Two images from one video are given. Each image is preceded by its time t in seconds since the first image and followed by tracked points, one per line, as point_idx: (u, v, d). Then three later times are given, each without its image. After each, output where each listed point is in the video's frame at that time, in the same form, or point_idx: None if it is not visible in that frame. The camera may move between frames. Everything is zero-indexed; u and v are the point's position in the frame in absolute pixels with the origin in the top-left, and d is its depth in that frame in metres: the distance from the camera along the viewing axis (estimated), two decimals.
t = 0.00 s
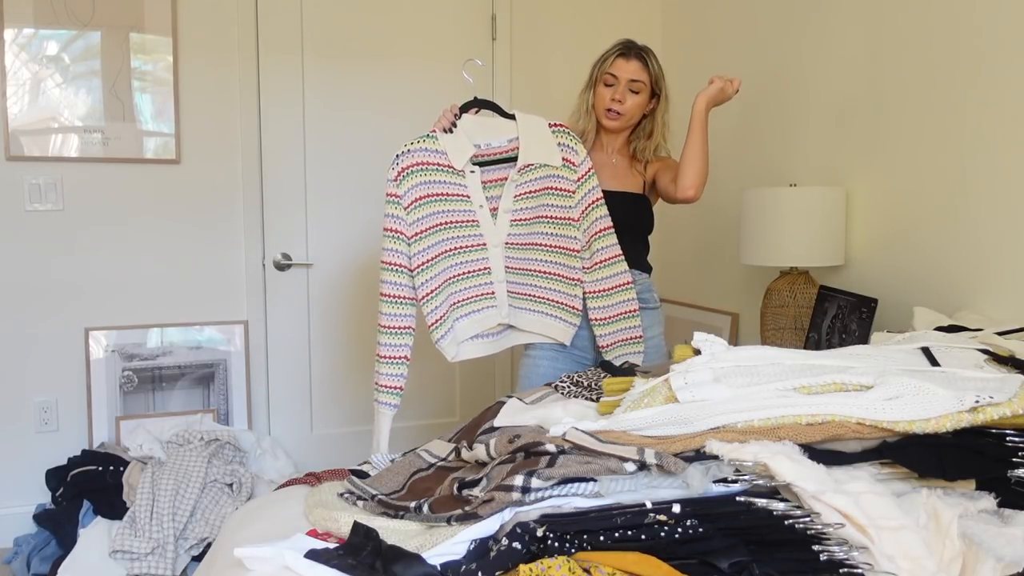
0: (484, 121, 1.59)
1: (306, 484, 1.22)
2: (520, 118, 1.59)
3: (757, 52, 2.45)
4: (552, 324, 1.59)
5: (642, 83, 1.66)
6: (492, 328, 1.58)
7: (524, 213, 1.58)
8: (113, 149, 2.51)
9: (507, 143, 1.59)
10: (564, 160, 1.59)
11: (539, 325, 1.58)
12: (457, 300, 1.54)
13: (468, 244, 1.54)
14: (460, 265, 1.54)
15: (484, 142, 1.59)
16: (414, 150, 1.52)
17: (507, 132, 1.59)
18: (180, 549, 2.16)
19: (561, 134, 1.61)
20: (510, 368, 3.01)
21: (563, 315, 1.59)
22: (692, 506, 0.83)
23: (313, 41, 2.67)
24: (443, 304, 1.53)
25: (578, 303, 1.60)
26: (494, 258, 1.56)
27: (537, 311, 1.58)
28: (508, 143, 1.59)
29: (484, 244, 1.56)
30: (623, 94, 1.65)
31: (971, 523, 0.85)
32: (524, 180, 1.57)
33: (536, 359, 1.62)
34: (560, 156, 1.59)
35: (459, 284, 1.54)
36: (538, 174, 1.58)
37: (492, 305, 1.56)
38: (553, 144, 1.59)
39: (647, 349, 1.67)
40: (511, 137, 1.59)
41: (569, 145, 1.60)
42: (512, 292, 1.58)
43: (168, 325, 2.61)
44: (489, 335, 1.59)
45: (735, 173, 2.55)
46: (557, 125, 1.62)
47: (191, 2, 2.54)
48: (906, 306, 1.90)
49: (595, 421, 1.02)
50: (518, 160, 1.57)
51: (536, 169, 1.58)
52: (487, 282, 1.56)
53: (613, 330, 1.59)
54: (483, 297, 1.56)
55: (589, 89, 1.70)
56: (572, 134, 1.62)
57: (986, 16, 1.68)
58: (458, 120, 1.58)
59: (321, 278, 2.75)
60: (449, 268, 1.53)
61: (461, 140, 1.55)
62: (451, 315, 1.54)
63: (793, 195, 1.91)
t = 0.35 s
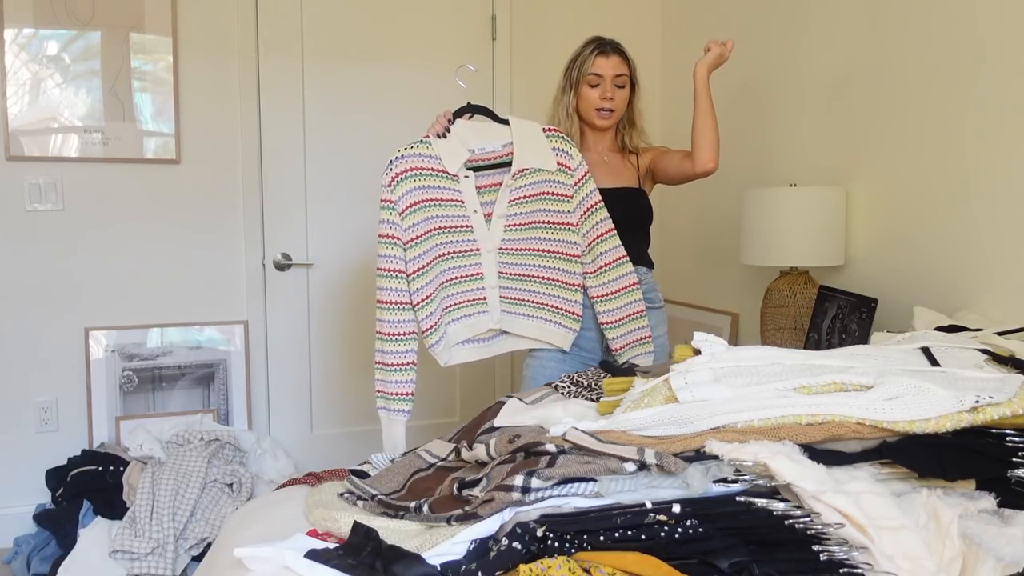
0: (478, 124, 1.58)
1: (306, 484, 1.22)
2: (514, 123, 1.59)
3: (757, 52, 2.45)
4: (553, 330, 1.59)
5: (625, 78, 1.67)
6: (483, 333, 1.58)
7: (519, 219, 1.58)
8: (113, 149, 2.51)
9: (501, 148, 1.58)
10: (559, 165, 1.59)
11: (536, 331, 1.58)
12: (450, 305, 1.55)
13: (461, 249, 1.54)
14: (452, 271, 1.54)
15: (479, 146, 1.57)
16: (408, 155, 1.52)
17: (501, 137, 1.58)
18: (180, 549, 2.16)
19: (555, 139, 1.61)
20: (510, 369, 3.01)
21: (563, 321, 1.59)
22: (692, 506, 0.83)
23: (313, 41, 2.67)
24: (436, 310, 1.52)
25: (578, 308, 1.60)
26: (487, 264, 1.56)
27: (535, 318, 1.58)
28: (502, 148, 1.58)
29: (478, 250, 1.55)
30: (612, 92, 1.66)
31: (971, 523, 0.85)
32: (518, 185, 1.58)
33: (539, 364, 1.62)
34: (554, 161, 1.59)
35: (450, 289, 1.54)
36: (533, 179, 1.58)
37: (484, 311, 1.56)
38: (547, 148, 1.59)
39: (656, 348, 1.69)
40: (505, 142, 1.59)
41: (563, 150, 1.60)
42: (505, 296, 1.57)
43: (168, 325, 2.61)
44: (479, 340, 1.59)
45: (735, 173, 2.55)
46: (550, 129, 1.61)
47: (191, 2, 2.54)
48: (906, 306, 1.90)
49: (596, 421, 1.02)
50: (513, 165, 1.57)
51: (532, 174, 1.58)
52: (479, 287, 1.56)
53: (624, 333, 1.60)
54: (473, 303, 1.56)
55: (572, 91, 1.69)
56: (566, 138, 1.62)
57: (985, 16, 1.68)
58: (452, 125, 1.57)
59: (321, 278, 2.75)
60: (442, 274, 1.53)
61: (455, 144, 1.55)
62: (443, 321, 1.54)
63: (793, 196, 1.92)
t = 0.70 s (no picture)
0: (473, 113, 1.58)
1: (306, 484, 1.22)
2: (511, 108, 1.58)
3: (757, 52, 2.45)
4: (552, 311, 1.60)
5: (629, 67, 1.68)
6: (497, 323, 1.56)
7: (521, 203, 1.57)
8: (113, 149, 2.51)
9: (498, 135, 1.58)
10: (558, 146, 1.59)
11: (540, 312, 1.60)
12: (460, 299, 1.53)
13: (467, 241, 1.53)
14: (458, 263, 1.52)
15: (476, 135, 1.57)
16: (407, 151, 1.53)
17: (497, 123, 1.58)
18: (180, 549, 2.16)
19: (555, 119, 1.60)
20: (510, 368, 3.01)
21: (556, 300, 1.60)
22: (692, 506, 0.83)
23: (313, 41, 2.67)
24: (445, 302, 1.53)
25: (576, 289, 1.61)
26: (495, 251, 1.54)
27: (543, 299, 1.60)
28: (499, 134, 1.58)
29: (483, 239, 1.54)
30: (617, 82, 1.66)
31: (971, 523, 0.85)
32: (519, 170, 1.57)
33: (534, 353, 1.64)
34: (554, 142, 1.59)
35: (460, 282, 1.53)
36: (534, 162, 1.57)
37: (497, 300, 1.54)
38: (546, 129, 1.59)
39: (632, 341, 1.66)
40: (502, 128, 1.58)
41: (562, 130, 1.60)
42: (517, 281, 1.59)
43: (168, 325, 2.61)
44: (495, 330, 1.57)
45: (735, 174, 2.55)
46: (548, 110, 1.61)
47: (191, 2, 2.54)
48: (906, 306, 1.90)
49: (595, 421, 1.02)
50: (512, 151, 1.56)
51: (531, 158, 1.57)
52: (491, 276, 1.54)
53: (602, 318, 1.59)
54: (485, 293, 1.54)
55: (575, 87, 1.69)
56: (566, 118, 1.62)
57: (985, 16, 1.68)
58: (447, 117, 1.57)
59: (321, 278, 2.75)
60: (449, 267, 1.52)
61: (451, 136, 1.54)
62: (454, 313, 1.53)
63: (793, 196, 1.91)
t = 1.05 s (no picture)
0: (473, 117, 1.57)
1: (306, 484, 1.22)
2: (512, 111, 1.57)
3: (757, 52, 2.45)
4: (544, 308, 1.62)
5: (615, 57, 1.65)
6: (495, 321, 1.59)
7: (519, 206, 1.57)
8: (113, 149, 2.51)
9: (499, 138, 1.58)
10: (558, 147, 1.58)
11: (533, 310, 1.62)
12: (460, 298, 1.55)
13: (466, 243, 1.54)
14: (457, 266, 1.54)
15: (476, 138, 1.57)
16: (407, 156, 1.53)
17: (499, 126, 1.58)
18: (180, 549, 2.16)
19: (556, 122, 1.59)
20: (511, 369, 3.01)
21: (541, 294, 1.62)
22: (692, 507, 0.83)
23: (313, 41, 2.67)
24: (446, 302, 1.54)
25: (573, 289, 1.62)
26: (494, 254, 1.56)
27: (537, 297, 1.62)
28: (499, 137, 1.58)
29: (483, 241, 1.55)
30: (602, 73, 1.65)
31: (971, 523, 0.85)
32: (518, 172, 1.57)
33: (527, 347, 1.66)
34: (554, 143, 1.57)
35: (461, 283, 1.55)
36: (532, 166, 1.57)
37: (495, 301, 1.57)
38: (546, 131, 1.57)
39: (616, 343, 1.67)
40: (503, 130, 1.58)
41: (563, 132, 1.58)
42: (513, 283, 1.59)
43: (168, 325, 2.61)
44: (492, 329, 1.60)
45: (735, 173, 2.55)
46: (551, 112, 1.59)
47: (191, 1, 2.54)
48: (906, 306, 1.90)
49: (595, 421, 1.02)
50: (511, 153, 1.56)
51: (530, 160, 1.57)
52: (489, 278, 1.56)
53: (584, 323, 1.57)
54: (485, 293, 1.57)
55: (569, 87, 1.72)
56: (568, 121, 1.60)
57: (986, 16, 1.68)
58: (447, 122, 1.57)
59: (321, 278, 2.75)
60: (449, 269, 1.53)
61: (451, 140, 1.54)
62: (455, 314, 1.55)
63: (793, 196, 1.91)
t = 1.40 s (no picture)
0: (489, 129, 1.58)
1: (306, 484, 1.22)
2: (528, 135, 1.57)
3: (757, 52, 2.45)
4: (523, 342, 1.57)
5: (625, 61, 1.66)
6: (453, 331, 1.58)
7: (509, 229, 1.55)
8: (113, 149, 2.51)
9: (507, 157, 1.58)
10: (562, 184, 1.56)
11: (504, 339, 1.57)
12: (428, 296, 1.57)
13: (446, 246, 1.55)
14: (433, 266, 1.56)
15: (484, 150, 1.58)
16: (412, 146, 1.54)
17: (511, 146, 1.58)
18: (180, 549, 2.16)
19: (565, 157, 1.57)
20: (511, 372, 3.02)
21: (539, 338, 1.57)
22: (692, 507, 0.83)
23: (313, 41, 2.67)
24: (412, 301, 1.56)
25: (555, 328, 1.58)
26: (468, 267, 1.55)
27: (513, 330, 1.57)
28: (508, 156, 1.59)
29: (462, 251, 1.55)
30: (613, 77, 1.65)
31: (971, 523, 0.85)
32: (516, 197, 1.55)
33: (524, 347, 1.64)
34: (557, 179, 1.55)
35: (433, 283, 1.56)
36: (532, 193, 1.55)
37: (453, 311, 1.57)
38: (553, 165, 1.56)
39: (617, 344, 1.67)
40: (513, 151, 1.59)
41: (569, 169, 1.56)
42: (480, 302, 1.56)
43: (168, 325, 2.61)
44: (450, 338, 1.59)
45: (735, 173, 2.55)
46: (563, 147, 1.58)
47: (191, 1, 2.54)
48: (905, 306, 1.90)
49: (595, 422, 1.02)
50: (516, 175, 1.55)
51: (532, 188, 1.55)
52: (456, 287, 1.56)
53: (588, 366, 1.55)
54: (447, 300, 1.57)
55: (570, 89, 1.70)
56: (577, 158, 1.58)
57: (986, 16, 1.68)
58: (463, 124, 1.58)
59: (321, 278, 2.75)
60: (425, 266, 1.56)
61: (461, 144, 1.55)
62: (419, 313, 1.57)
63: (793, 196, 1.91)
